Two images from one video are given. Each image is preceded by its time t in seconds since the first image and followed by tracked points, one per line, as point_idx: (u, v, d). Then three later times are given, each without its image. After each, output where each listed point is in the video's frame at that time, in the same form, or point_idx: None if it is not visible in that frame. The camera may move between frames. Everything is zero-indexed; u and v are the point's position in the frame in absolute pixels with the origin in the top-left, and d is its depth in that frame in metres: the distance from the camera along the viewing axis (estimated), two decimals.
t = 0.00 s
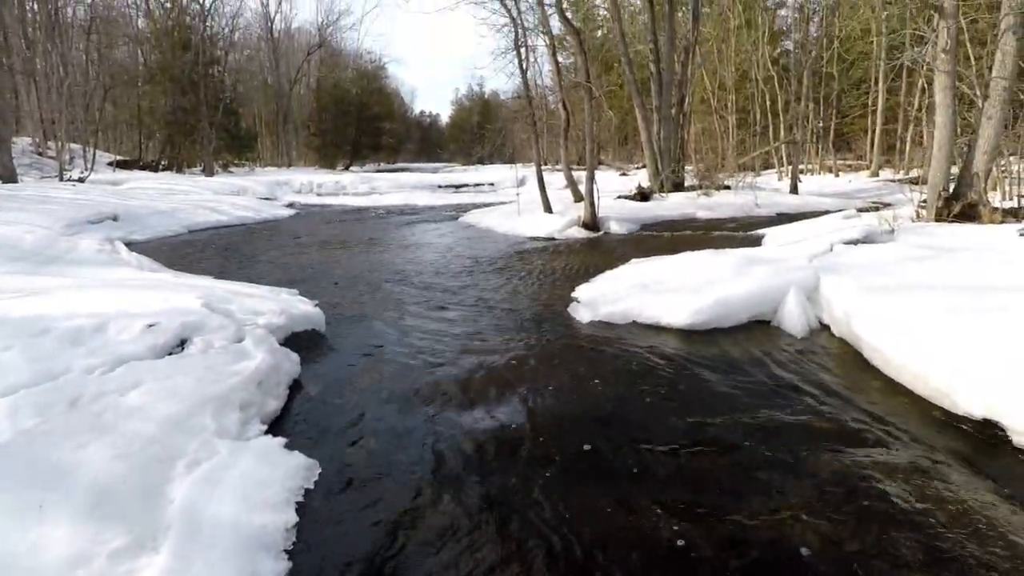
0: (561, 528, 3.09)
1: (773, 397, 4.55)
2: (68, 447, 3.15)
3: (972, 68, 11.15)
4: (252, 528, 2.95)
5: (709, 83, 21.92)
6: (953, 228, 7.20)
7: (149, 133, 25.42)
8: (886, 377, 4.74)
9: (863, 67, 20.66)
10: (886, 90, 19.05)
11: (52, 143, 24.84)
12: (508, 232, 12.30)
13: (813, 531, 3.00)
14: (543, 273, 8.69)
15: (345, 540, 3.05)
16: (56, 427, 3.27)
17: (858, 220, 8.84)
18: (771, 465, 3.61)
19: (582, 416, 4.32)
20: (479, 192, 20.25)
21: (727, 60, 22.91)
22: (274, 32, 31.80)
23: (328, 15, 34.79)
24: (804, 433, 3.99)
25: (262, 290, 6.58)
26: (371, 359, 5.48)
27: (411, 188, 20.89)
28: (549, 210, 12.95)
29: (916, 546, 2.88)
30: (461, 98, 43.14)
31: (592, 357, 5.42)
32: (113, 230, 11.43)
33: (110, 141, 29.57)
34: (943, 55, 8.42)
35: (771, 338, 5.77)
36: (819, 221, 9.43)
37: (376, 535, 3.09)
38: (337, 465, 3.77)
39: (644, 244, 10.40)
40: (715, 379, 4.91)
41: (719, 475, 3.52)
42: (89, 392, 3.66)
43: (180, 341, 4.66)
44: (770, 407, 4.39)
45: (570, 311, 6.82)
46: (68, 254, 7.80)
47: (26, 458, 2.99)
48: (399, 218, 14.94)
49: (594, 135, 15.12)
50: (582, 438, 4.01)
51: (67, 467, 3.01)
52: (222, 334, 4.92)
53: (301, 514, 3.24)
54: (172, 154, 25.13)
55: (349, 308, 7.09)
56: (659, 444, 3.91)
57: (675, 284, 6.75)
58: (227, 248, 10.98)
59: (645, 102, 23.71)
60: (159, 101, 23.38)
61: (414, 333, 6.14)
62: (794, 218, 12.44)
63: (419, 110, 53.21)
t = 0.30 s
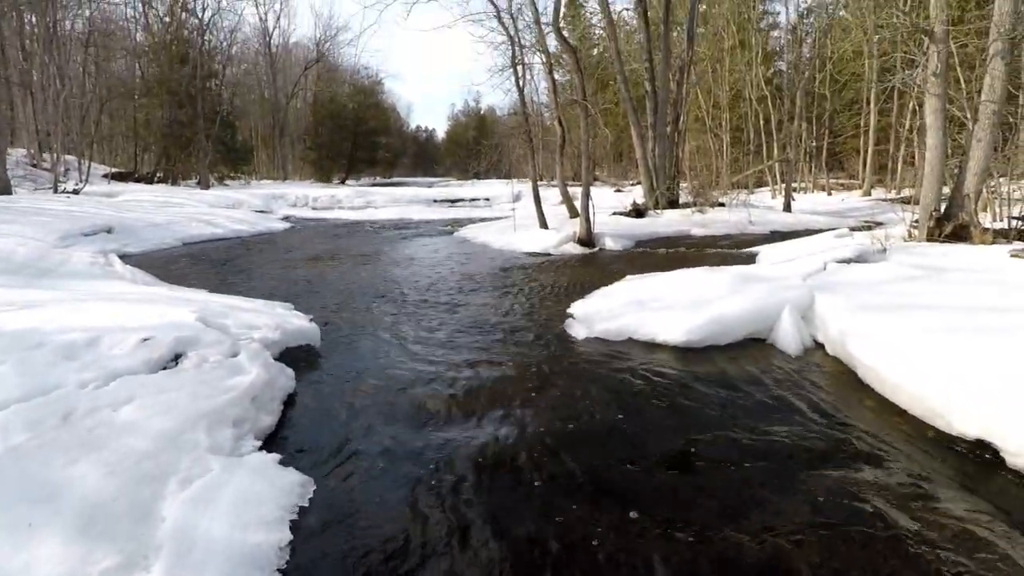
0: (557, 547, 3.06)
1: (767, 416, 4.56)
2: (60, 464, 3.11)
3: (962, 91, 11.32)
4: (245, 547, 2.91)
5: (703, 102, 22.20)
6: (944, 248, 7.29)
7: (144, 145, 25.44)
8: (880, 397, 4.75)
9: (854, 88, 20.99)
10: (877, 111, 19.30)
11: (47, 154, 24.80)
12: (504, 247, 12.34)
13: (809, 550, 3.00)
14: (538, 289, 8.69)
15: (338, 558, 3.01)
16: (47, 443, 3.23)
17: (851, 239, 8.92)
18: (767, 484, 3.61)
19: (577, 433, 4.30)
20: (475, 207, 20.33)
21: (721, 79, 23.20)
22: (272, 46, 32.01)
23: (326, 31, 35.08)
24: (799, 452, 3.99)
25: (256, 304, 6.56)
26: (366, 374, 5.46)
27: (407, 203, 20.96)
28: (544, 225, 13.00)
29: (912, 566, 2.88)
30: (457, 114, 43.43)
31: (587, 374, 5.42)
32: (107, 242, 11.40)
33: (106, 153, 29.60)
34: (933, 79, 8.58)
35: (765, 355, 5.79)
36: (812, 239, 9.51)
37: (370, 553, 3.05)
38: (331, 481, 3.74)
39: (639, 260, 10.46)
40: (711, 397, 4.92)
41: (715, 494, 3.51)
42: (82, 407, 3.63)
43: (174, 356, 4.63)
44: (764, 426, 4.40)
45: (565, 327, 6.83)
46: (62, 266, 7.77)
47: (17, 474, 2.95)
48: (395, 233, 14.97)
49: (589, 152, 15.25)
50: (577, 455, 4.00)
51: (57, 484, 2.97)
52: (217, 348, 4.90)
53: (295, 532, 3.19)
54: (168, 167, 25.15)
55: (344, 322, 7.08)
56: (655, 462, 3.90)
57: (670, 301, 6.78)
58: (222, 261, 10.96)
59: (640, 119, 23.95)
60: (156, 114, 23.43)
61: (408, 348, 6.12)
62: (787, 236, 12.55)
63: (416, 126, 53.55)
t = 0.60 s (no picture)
0: (551, 563, 3.05)
1: (763, 435, 4.56)
2: (54, 470, 3.09)
3: (958, 114, 11.43)
4: (238, 558, 2.88)
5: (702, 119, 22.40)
6: (940, 270, 7.33)
7: (144, 149, 25.48)
8: (876, 417, 4.75)
9: (851, 108, 21.22)
10: (874, 132, 19.48)
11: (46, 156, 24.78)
12: (502, 259, 12.36)
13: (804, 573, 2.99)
14: (535, 302, 8.69)
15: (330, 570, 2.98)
16: (43, 448, 3.21)
17: (847, 258, 8.96)
18: (764, 504, 3.60)
19: (574, 448, 4.29)
20: (473, 218, 20.37)
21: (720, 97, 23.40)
22: (274, 54, 32.16)
23: (328, 40, 35.28)
24: (796, 473, 3.98)
25: (254, 311, 6.54)
26: (362, 384, 5.43)
27: (406, 212, 21.00)
28: (542, 238, 13.03)
29: None
30: (457, 125, 43.61)
31: (584, 388, 5.41)
32: (104, 246, 11.37)
33: (105, 156, 29.60)
34: (930, 102, 8.67)
35: (761, 373, 5.80)
36: (809, 257, 9.55)
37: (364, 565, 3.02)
38: (327, 492, 3.71)
39: (636, 275, 10.47)
40: (708, 414, 4.91)
41: (711, 513, 3.50)
42: (78, 413, 3.61)
43: (171, 362, 4.62)
44: (760, 445, 4.39)
45: (563, 341, 6.82)
46: (59, 269, 7.74)
47: (9, 479, 2.93)
48: (393, 242, 14.97)
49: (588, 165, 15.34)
50: (573, 471, 3.99)
51: (49, 491, 2.94)
52: (215, 355, 4.89)
53: (289, 544, 3.16)
54: (167, 171, 25.17)
55: (342, 331, 7.06)
56: (651, 478, 3.90)
57: (668, 317, 6.79)
58: (219, 266, 10.94)
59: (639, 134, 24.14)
60: (156, 119, 23.47)
61: (405, 359, 6.10)
62: (784, 253, 12.61)
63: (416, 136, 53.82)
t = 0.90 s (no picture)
0: None
1: (768, 447, 4.55)
2: (57, 483, 3.08)
3: (958, 125, 11.50)
4: (242, 572, 2.86)
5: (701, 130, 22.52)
6: (941, 281, 7.35)
7: (146, 162, 25.59)
8: (880, 429, 4.73)
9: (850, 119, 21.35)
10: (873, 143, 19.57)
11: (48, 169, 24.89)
12: (503, 270, 12.38)
13: None
14: (536, 313, 8.68)
15: None
16: (46, 462, 3.20)
17: (849, 269, 8.98)
18: (769, 517, 3.59)
19: (578, 461, 4.29)
20: (474, 229, 20.42)
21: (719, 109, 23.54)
22: (276, 67, 32.41)
23: (329, 53, 35.55)
24: (800, 485, 3.98)
25: (256, 324, 6.55)
26: (364, 396, 5.43)
27: (407, 224, 21.07)
28: (543, 249, 13.06)
29: None
30: (457, 137, 43.85)
31: (587, 400, 5.41)
32: (106, 259, 11.40)
33: (106, 169, 29.74)
34: (930, 114, 8.74)
35: (764, 384, 5.80)
36: (810, 269, 9.58)
37: None
38: (330, 505, 3.69)
39: (637, 286, 10.49)
40: (711, 426, 4.90)
41: (716, 526, 3.49)
42: (80, 426, 3.60)
43: (174, 375, 4.62)
44: (765, 457, 4.38)
45: (565, 352, 6.82)
46: (61, 282, 7.76)
47: (12, 492, 2.92)
48: (394, 253, 15.00)
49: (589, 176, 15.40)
50: (577, 483, 3.98)
51: (52, 504, 2.92)
52: (218, 368, 4.89)
53: (293, 557, 3.14)
54: (169, 184, 25.26)
55: (344, 343, 7.06)
56: (656, 491, 3.89)
57: (670, 328, 6.79)
58: (221, 278, 10.94)
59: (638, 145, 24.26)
60: (158, 131, 23.61)
61: (406, 371, 6.09)
62: (785, 264, 12.63)
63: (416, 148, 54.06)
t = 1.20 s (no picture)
0: None
1: (770, 457, 4.54)
2: (58, 489, 3.07)
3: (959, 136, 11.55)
4: None
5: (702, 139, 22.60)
6: (943, 291, 7.36)
7: (148, 167, 25.70)
8: (882, 439, 4.73)
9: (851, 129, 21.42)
10: (874, 153, 19.61)
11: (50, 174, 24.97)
12: (504, 277, 12.40)
13: None
14: (538, 320, 8.69)
15: None
16: (47, 468, 3.19)
17: (851, 279, 8.98)
18: (772, 527, 3.58)
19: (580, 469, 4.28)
20: (476, 236, 20.46)
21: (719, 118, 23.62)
22: (279, 74, 32.57)
23: (332, 60, 35.76)
24: (804, 495, 3.97)
25: (259, 329, 6.56)
26: (367, 402, 5.43)
27: (409, 230, 21.11)
28: (545, 257, 13.08)
29: None
30: (459, 144, 43.96)
31: (589, 408, 5.40)
32: (108, 263, 11.44)
33: (109, 174, 29.85)
34: (931, 124, 8.78)
35: (766, 393, 5.79)
36: (812, 278, 9.59)
37: None
38: (331, 512, 3.68)
39: (639, 293, 10.49)
40: (713, 435, 4.89)
41: (719, 536, 3.48)
42: (83, 432, 3.60)
43: (176, 380, 4.62)
44: (767, 467, 4.38)
45: (567, 360, 6.82)
46: (63, 286, 7.77)
47: (15, 497, 2.92)
48: (396, 259, 15.03)
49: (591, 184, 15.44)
50: (579, 492, 3.97)
51: (54, 510, 2.92)
52: (220, 374, 4.89)
53: (295, 564, 3.13)
54: (171, 189, 25.34)
55: (346, 349, 7.06)
56: (658, 500, 3.88)
57: (672, 336, 6.79)
58: (223, 283, 10.98)
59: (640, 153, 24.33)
60: (161, 136, 23.70)
61: (408, 377, 6.09)
62: (786, 273, 12.64)
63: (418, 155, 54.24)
